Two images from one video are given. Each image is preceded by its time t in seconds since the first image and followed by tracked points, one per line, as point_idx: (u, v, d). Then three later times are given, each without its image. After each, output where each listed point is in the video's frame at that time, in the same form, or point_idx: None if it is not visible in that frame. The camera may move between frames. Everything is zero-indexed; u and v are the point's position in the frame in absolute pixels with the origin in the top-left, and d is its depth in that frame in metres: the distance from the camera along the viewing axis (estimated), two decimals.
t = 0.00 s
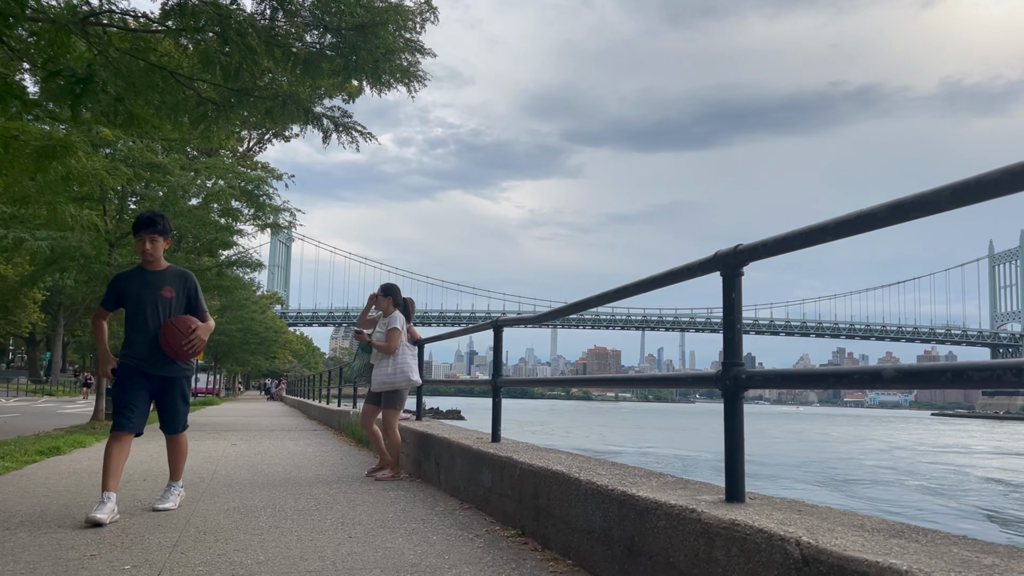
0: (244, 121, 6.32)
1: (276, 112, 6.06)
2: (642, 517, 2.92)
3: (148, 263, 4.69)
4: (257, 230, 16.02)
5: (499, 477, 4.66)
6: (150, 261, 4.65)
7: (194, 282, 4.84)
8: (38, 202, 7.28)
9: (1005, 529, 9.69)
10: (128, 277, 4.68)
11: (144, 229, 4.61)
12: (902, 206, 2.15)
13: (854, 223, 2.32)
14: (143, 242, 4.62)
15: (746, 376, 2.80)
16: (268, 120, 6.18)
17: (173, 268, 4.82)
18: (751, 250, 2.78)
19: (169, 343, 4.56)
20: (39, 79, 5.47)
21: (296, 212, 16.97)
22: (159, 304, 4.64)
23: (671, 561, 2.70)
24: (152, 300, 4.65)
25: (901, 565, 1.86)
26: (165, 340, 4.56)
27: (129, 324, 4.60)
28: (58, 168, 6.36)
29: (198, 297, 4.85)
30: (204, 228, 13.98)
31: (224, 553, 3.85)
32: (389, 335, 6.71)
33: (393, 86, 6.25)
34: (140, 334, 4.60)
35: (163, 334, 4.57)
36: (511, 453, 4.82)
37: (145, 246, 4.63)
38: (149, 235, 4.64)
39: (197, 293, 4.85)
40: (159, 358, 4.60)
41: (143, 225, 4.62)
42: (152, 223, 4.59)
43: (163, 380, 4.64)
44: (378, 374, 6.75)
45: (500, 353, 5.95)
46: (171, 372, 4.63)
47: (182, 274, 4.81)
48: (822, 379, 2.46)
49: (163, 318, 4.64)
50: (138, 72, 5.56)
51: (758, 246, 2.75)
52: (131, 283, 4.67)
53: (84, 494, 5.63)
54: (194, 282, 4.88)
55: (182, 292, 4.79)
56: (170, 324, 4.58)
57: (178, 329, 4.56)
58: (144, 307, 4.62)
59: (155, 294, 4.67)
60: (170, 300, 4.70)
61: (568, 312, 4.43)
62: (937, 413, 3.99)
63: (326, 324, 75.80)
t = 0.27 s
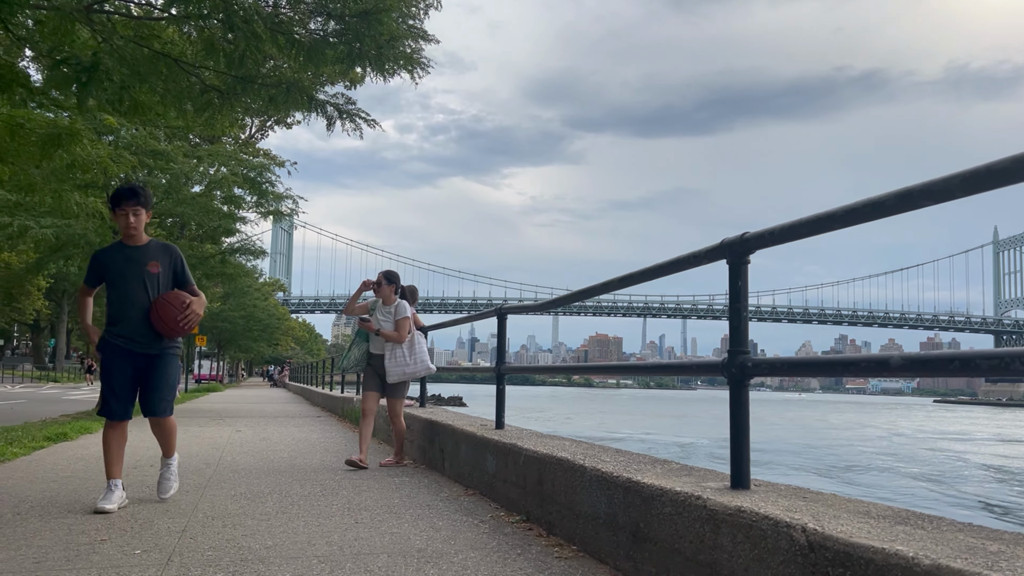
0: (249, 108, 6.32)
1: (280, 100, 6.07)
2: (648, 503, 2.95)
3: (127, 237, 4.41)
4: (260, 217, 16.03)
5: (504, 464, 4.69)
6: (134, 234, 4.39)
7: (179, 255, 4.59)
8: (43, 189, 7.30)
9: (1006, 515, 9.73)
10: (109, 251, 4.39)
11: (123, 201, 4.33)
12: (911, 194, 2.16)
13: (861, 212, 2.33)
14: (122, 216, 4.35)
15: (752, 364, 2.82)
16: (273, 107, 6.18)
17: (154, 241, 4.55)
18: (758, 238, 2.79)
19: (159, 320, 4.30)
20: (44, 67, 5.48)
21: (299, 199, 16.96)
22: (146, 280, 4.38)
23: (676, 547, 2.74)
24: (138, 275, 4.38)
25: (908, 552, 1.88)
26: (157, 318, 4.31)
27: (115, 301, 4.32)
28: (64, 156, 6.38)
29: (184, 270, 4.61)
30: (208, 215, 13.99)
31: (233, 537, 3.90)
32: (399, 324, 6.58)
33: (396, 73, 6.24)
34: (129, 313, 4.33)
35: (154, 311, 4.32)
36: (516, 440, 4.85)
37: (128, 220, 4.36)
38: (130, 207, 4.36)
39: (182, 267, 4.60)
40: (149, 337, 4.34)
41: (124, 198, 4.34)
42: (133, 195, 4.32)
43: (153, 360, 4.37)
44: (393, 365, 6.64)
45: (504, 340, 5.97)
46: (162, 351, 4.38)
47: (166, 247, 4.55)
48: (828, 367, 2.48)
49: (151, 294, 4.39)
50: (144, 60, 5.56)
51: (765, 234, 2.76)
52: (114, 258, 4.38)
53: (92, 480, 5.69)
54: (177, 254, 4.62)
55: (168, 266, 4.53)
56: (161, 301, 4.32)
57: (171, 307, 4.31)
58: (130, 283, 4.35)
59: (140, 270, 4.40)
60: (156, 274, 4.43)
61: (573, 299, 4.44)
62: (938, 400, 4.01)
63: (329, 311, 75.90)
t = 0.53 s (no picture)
0: (254, 95, 6.31)
1: (285, 86, 6.06)
2: (654, 490, 2.97)
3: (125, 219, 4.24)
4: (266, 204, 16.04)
5: (509, 450, 4.71)
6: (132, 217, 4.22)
7: (176, 240, 4.40)
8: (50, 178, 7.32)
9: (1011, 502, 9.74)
10: (102, 235, 4.22)
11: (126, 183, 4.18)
12: (921, 181, 2.16)
13: (870, 198, 2.33)
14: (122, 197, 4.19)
15: (759, 351, 2.83)
16: (278, 94, 6.17)
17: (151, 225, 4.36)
18: (766, 225, 2.79)
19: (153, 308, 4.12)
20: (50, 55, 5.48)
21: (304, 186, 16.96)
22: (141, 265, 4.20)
23: (682, 534, 2.75)
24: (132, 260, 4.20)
25: (915, 540, 1.89)
26: (152, 305, 4.13)
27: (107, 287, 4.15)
28: (71, 144, 6.39)
29: (180, 255, 4.42)
30: (213, 203, 14.00)
31: (242, 523, 3.93)
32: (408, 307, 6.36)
33: (401, 59, 6.21)
34: (123, 299, 4.16)
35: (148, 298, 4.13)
36: (521, 427, 4.87)
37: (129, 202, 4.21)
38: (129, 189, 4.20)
39: (179, 253, 4.41)
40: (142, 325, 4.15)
41: (124, 179, 4.17)
42: (136, 177, 4.16)
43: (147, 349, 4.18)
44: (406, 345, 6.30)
45: (509, 327, 5.98)
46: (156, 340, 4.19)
47: (163, 231, 4.36)
48: (835, 355, 2.49)
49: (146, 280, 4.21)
50: (149, 47, 5.56)
51: (773, 222, 2.76)
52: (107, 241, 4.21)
53: (101, 466, 5.74)
54: (174, 239, 4.43)
55: (164, 251, 4.34)
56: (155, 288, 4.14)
57: (168, 295, 4.14)
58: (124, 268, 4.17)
59: (134, 255, 4.21)
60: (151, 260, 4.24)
61: (578, 286, 4.44)
62: (942, 387, 4.01)
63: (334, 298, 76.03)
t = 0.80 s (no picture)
0: (261, 81, 6.29)
1: (292, 73, 6.04)
2: (661, 477, 2.97)
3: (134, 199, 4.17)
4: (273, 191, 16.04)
5: (517, 436, 4.73)
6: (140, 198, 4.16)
7: (182, 226, 4.30)
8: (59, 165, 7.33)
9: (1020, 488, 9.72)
10: (105, 214, 4.14)
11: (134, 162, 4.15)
12: (933, 166, 2.14)
13: (882, 184, 2.31)
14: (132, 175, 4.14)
15: (768, 338, 2.82)
16: (285, 81, 6.15)
17: (159, 209, 4.28)
18: (776, 211, 2.77)
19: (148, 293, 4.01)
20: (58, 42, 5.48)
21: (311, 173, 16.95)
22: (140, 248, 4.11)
23: (690, 521, 2.76)
24: (133, 242, 4.11)
25: (925, 527, 1.89)
26: (146, 289, 4.01)
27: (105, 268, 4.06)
28: (80, 131, 6.40)
29: (185, 243, 4.32)
30: (220, 189, 14.01)
31: (252, 508, 3.96)
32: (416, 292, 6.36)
33: (407, 44, 6.18)
34: (118, 281, 4.05)
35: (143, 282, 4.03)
36: (529, 413, 4.88)
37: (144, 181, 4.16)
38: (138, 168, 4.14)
39: (185, 239, 4.31)
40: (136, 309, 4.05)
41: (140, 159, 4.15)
42: (153, 157, 4.14)
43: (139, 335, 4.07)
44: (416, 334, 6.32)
45: (516, 314, 5.99)
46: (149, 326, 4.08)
47: (169, 217, 4.27)
48: (844, 342, 2.48)
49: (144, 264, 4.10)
50: (156, 34, 5.55)
51: (783, 208, 2.74)
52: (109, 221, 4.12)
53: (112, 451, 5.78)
54: (182, 226, 4.34)
55: (169, 237, 4.24)
56: (151, 273, 4.03)
57: (162, 279, 4.02)
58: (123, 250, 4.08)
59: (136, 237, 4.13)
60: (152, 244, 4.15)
61: (586, 273, 4.44)
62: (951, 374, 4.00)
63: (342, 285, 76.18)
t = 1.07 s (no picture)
0: (270, 69, 6.28)
1: (302, 61, 6.03)
2: (672, 465, 2.98)
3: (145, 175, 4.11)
4: (283, 179, 16.06)
5: (527, 425, 4.73)
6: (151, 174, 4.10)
7: (191, 205, 4.29)
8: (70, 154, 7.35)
9: None
10: (114, 189, 4.08)
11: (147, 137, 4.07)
12: (948, 153, 2.13)
13: (897, 171, 2.30)
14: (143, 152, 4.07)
15: (780, 327, 2.81)
16: (295, 69, 6.14)
17: (167, 187, 4.25)
18: (788, 198, 2.76)
19: (161, 272, 3.99)
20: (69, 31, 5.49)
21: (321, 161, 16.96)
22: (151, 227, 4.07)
23: (700, 509, 2.77)
24: (143, 220, 4.07)
25: (937, 516, 1.89)
26: (160, 268, 3.99)
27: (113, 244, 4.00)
28: (91, 120, 6.42)
29: (193, 223, 4.31)
30: (230, 178, 14.03)
31: (264, 496, 3.99)
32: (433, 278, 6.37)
33: (416, 31, 6.15)
34: (129, 259, 4.00)
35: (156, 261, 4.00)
36: (538, 402, 4.89)
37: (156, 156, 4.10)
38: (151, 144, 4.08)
39: (193, 219, 4.30)
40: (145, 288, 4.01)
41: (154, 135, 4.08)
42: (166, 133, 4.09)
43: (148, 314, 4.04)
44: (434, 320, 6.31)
45: (526, 302, 5.98)
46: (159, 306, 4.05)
47: (179, 196, 4.25)
48: (857, 331, 2.48)
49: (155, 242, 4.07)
50: (165, 23, 5.56)
51: (796, 195, 2.72)
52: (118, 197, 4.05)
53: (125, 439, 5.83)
54: (190, 204, 4.32)
55: (178, 216, 4.23)
56: (164, 252, 4.01)
57: (175, 257, 4.01)
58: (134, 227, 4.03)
59: (147, 215, 4.09)
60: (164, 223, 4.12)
61: (597, 261, 4.43)
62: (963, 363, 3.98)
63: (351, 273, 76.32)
